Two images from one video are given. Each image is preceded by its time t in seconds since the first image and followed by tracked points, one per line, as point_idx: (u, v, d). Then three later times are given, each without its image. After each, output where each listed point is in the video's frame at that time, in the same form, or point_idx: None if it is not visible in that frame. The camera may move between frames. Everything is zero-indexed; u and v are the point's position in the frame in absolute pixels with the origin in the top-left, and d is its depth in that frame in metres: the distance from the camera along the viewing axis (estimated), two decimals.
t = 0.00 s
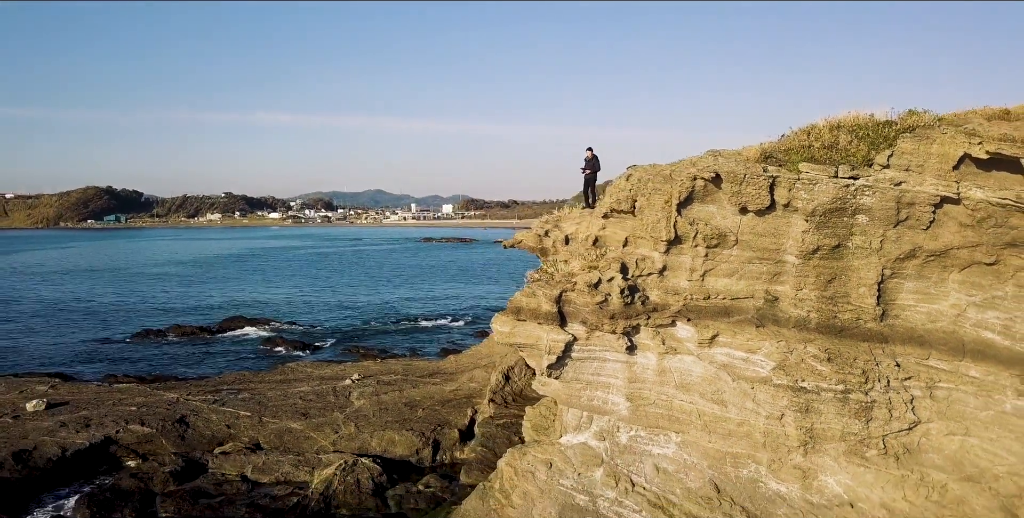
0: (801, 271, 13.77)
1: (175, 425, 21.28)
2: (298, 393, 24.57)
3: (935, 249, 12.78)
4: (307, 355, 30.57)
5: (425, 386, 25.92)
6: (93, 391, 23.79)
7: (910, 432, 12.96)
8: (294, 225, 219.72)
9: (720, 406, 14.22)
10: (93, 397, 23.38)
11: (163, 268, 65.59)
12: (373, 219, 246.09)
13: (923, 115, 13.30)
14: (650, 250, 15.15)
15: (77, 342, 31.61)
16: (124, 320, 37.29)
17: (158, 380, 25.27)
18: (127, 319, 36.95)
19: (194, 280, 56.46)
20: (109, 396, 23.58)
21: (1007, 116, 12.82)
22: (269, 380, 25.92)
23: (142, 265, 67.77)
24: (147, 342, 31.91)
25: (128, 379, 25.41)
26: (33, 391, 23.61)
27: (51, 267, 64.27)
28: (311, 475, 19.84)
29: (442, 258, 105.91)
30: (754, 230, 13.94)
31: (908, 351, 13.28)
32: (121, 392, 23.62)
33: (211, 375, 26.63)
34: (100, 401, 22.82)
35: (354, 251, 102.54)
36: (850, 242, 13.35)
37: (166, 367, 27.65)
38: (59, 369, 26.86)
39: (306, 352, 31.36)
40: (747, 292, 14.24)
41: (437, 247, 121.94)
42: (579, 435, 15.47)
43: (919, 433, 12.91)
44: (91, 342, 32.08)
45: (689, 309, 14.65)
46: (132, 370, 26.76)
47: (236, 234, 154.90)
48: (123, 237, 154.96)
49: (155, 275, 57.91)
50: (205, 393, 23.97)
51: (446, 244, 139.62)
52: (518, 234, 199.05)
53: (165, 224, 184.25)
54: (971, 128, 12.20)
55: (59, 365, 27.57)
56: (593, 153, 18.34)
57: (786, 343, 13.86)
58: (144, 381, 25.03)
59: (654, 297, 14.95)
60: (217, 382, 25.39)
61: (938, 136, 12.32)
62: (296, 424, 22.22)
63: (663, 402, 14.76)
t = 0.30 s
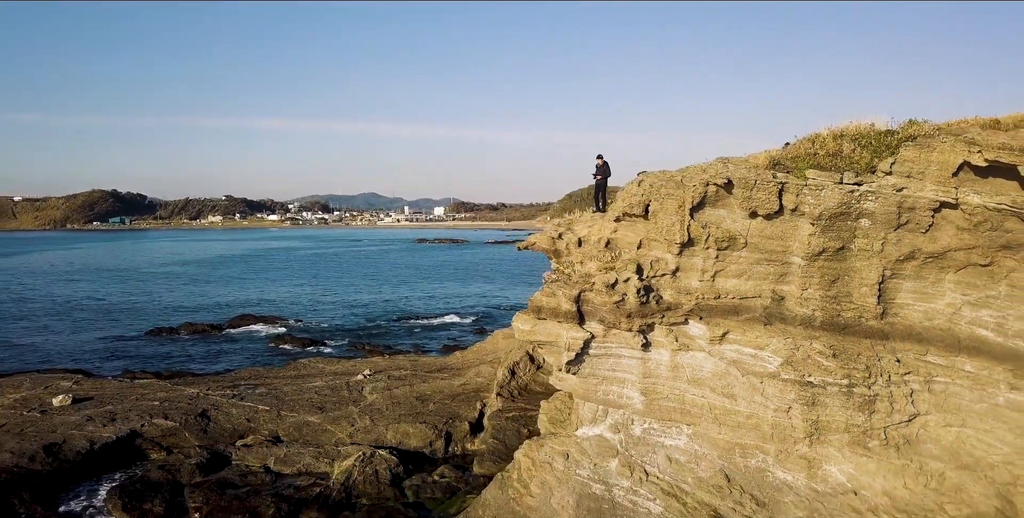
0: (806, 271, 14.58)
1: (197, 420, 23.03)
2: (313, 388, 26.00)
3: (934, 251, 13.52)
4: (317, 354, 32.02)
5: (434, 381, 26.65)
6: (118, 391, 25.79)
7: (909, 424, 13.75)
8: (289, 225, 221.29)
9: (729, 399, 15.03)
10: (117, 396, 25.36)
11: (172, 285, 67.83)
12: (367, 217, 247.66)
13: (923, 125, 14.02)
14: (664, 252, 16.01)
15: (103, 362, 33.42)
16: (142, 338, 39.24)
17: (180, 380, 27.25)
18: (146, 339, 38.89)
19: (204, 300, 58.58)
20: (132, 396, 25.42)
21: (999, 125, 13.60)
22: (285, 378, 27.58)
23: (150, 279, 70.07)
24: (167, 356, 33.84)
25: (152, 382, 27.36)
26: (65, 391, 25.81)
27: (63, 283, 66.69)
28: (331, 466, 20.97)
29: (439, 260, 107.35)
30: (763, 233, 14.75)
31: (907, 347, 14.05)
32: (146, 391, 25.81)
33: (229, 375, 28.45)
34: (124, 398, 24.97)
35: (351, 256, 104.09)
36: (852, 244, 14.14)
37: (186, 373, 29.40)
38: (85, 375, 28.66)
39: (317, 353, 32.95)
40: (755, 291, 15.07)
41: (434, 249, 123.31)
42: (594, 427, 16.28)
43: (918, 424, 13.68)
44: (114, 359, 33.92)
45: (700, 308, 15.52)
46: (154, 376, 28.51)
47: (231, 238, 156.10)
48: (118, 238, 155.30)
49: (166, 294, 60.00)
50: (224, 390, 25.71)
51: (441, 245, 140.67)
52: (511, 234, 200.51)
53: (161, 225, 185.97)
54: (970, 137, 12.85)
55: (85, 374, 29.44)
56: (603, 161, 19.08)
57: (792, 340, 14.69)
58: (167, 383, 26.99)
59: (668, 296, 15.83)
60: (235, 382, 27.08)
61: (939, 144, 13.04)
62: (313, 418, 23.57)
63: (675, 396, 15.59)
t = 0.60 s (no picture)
0: (811, 272, 15.17)
1: (208, 416, 23.59)
2: (320, 385, 26.53)
3: (933, 252, 14.10)
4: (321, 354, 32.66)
5: (438, 378, 27.16)
6: (130, 390, 26.47)
7: (908, 417, 14.40)
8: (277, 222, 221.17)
9: (737, 394, 15.63)
10: (129, 394, 26.02)
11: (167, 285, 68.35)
12: (355, 215, 247.84)
13: (923, 132, 14.61)
14: (674, 253, 16.57)
15: (109, 362, 33.98)
16: (144, 339, 39.78)
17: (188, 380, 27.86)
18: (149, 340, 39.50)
19: (200, 300, 59.16)
20: (144, 393, 26.05)
21: (995, 132, 14.23)
22: (292, 375, 28.21)
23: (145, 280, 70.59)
24: (173, 358, 34.45)
25: (161, 381, 27.98)
26: (77, 390, 26.50)
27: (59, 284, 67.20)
28: (343, 461, 21.48)
29: (431, 259, 108.07)
30: (770, 235, 15.33)
31: (906, 343, 14.63)
32: (156, 390, 26.44)
33: (236, 373, 29.04)
34: (134, 396, 25.62)
35: (343, 256, 104.68)
36: (855, 246, 14.71)
37: (192, 373, 29.97)
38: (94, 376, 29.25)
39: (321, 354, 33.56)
40: (761, 291, 15.65)
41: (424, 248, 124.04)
42: (605, 423, 16.85)
43: (917, 418, 14.35)
44: (119, 359, 34.46)
45: (708, 307, 16.10)
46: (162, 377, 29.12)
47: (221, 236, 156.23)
48: (107, 236, 155.13)
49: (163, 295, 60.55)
50: (232, 388, 26.28)
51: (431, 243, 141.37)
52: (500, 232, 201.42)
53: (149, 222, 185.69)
54: (969, 144, 13.58)
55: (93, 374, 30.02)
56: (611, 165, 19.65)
57: (798, 338, 15.30)
58: (176, 381, 27.62)
59: (678, 296, 16.42)
60: (243, 379, 27.73)
61: (939, 150, 13.69)
62: (322, 414, 24.06)
63: (685, 392, 16.16)
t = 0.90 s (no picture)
0: (825, 272, 15.33)
1: (211, 418, 23.46)
2: (321, 386, 26.43)
3: (947, 252, 14.26)
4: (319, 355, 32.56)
5: (440, 378, 27.17)
6: (130, 392, 26.23)
7: (921, 416, 14.58)
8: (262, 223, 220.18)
9: (752, 394, 15.77)
10: (129, 396, 25.82)
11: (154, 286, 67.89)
12: (340, 215, 247.25)
13: (936, 134, 14.83)
14: (689, 254, 16.69)
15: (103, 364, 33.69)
16: (138, 340, 39.48)
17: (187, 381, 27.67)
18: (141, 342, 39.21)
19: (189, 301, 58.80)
20: (145, 395, 25.86)
21: (1006, 134, 14.43)
22: (291, 376, 28.08)
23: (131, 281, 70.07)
24: (167, 360, 34.19)
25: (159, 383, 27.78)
26: (76, 393, 26.25)
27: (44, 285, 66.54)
28: (351, 462, 21.45)
29: (418, 259, 108.03)
30: (785, 235, 15.48)
31: (919, 343, 14.79)
32: (156, 391, 26.23)
33: (235, 375, 28.87)
34: (134, 398, 25.41)
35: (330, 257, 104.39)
36: (869, 246, 14.89)
37: (190, 375, 29.76)
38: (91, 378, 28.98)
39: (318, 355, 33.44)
40: (775, 291, 15.80)
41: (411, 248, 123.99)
42: (620, 422, 16.90)
43: (930, 416, 14.51)
44: (113, 361, 34.18)
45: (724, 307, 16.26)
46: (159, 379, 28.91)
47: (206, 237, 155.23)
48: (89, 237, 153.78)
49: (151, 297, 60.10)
50: (233, 389, 26.13)
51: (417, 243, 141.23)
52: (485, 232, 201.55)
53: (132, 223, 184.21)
54: (983, 145, 13.59)
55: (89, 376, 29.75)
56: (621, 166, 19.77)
57: (813, 338, 15.46)
58: (175, 383, 27.43)
59: (693, 296, 16.55)
60: (242, 381, 27.57)
61: (954, 152, 13.72)
62: (326, 415, 24.00)
63: (701, 392, 16.29)
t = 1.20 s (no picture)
0: (840, 272, 15.47)
1: (215, 420, 23.33)
2: (322, 387, 26.34)
3: (959, 252, 14.34)
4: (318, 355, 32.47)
5: (443, 379, 27.18)
6: (131, 394, 26.05)
7: (934, 414, 14.57)
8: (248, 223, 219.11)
9: (767, 393, 15.92)
10: (130, 397, 25.64)
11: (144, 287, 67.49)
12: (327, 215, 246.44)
13: (949, 136, 15.02)
14: (706, 254, 16.82)
15: (99, 365, 33.44)
16: (133, 341, 39.22)
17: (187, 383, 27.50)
18: (136, 343, 38.95)
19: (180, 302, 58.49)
20: (145, 397, 25.66)
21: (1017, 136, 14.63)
22: (292, 377, 27.98)
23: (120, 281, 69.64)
24: (163, 361, 33.98)
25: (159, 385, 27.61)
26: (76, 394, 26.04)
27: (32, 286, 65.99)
28: (359, 463, 21.42)
29: (407, 260, 107.94)
30: (801, 236, 15.63)
31: (931, 342, 14.85)
32: (157, 393, 26.05)
33: (235, 376, 28.75)
34: (136, 400, 25.22)
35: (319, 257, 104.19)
36: (882, 246, 15.01)
37: (189, 376, 29.60)
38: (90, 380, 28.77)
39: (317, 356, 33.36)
40: (790, 291, 15.94)
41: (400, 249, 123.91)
42: (635, 422, 17.04)
43: (942, 415, 14.52)
44: (109, 363, 33.93)
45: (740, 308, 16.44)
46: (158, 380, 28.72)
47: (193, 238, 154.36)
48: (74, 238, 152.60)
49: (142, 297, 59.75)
50: (235, 390, 26.01)
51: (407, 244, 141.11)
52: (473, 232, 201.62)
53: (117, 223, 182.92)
54: (998, 147, 13.71)
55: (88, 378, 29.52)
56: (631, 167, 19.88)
57: (828, 337, 15.61)
58: (175, 384, 27.25)
59: (710, 297, 16.72)
60: (243, 382, 27.45)
61: (968, 153, 13.85)
62: (330, 416, 23.94)
63: (717, 392, 16.46)
